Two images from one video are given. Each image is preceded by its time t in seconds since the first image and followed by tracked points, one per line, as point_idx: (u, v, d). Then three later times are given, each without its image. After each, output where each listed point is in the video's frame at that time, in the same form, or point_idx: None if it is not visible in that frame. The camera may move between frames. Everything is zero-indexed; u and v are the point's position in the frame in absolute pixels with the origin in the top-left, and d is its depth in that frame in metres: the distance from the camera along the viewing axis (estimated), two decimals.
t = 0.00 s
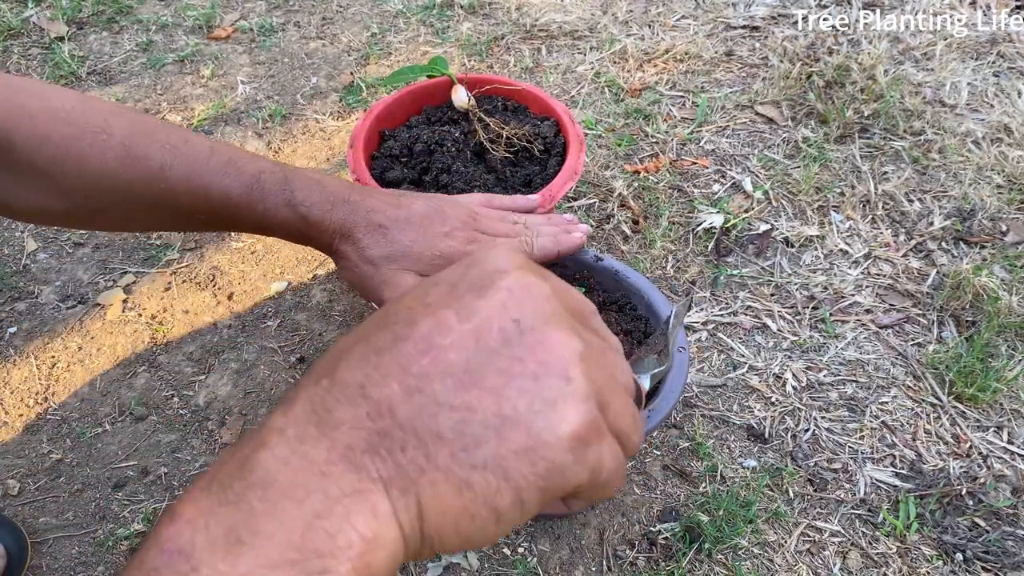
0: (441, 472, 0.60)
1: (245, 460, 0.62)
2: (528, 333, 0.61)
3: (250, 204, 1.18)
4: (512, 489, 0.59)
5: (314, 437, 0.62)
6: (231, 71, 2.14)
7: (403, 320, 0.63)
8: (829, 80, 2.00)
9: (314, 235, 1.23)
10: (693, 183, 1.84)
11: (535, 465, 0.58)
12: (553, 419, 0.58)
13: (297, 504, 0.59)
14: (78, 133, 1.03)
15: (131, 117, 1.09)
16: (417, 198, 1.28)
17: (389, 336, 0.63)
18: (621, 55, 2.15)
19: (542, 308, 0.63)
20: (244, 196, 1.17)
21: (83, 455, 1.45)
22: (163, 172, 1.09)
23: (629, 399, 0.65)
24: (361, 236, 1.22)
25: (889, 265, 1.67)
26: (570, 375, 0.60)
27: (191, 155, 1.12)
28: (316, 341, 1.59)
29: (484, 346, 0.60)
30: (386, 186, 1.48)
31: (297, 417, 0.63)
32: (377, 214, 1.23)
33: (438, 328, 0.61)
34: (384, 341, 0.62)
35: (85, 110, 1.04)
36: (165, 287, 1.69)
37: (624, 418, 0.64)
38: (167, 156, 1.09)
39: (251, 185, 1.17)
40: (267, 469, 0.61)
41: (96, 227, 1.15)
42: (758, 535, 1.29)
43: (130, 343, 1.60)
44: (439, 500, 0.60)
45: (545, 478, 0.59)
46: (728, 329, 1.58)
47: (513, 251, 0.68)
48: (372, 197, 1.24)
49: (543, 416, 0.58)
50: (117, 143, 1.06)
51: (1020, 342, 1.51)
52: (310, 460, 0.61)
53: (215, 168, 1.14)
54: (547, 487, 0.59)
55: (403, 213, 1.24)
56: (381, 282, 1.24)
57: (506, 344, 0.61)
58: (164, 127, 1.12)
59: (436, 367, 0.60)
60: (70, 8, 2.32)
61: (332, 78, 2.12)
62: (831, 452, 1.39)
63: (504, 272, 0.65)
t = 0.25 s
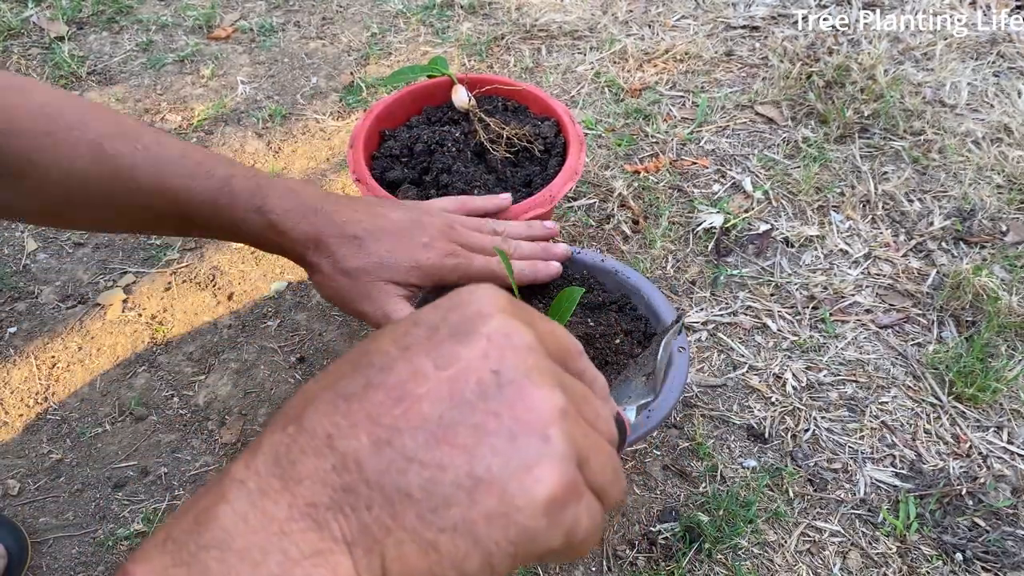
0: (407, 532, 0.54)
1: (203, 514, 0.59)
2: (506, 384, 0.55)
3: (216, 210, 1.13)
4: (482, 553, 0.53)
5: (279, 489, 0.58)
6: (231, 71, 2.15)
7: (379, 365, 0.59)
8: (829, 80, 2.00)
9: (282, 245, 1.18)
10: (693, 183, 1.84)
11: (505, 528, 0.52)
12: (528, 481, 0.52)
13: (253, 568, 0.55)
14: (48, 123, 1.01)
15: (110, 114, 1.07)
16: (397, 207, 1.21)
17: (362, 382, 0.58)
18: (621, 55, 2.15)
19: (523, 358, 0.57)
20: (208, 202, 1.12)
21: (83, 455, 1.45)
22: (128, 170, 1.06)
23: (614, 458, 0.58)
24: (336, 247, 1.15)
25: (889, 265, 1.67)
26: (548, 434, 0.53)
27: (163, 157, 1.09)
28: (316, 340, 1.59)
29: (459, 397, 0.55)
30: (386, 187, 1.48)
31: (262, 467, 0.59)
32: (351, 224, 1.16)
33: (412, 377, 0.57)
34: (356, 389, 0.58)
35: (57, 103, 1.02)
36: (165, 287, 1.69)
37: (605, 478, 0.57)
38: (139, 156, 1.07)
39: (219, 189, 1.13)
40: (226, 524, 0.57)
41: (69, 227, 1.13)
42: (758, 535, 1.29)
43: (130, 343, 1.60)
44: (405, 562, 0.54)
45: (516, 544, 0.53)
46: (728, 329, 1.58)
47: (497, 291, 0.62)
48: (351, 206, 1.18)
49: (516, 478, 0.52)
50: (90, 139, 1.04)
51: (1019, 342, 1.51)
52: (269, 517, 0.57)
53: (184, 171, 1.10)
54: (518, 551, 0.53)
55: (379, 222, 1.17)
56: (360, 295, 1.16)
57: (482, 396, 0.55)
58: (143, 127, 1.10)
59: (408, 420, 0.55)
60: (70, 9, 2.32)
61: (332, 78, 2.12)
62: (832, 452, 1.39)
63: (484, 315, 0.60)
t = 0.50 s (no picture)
0: (407, 523, 0.53)
1: (208, 507, 0.54)
2: (501, 382, 0.54)
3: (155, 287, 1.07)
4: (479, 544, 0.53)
5: (272, 490, 0.53)
6: (231, 71, 2.15)
7: (375, 363, 0.55)
8: (829, 80, 2.00)
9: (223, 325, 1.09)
10: (693, 183, 1.84)
11: (502, 521, 0.52)
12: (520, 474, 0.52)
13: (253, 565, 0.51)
14: None
15: (58, 184, 1.04)
16: (343, 278, 1.07)
17: (359, 378, 0.55)
18: (621, 55, 2.15)
19: (519, 357, 0.55)
20: (148, 277, 1.06)
21: (83, 455, 1.45)
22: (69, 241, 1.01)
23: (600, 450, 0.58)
24: (280, 329, 1.04)
25: (889, 265, 1.67)
26: (542, 431, 0.53)
27: (108, 230, 1.04)
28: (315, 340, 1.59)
29: (457, 394, 0.53)
30: (386, 186, 1.48)
31: (262, 461, 0.54)
32: (294, 302, 1.05)
33: (411, 374, 0.54)
34: (353, 384, 0.54)
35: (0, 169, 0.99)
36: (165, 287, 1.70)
37: (594, 473, 0.57)
38: (82, 230, 1.02)
39: (161, 266, 1.06)
40: (227, 520, 0.53)
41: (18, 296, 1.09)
42: (758, 535, 1.29)
43: (131, 343, 1.60)
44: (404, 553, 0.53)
45: (512, 534, 0.53)
46: (728, 329, 1.58)
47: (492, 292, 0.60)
48: (297, 280, 1.09)
49: (510, 470, 0.52)
50: (34, 210, 1.00)
51: (1019, 342, 1.51)
52: (274, 512, 0.53)
53: (127, 245, 1.05)
54: (514, 540, 0.53)
55: (324, 297, 1.05)
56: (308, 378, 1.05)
57: (478, 395, 0.53)
58: (92, 199, 1.06)
59: (406, 417, 0.52)
60: (70, 9, 2.32)
61: (332, 78, 2.12)
62: (832, 452, 1.39)
63: (478, 315, 0.57)
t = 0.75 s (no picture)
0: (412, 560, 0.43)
1: (206, 533, 0.47)
2: (518, 403, 0.44)
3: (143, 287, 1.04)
4: None
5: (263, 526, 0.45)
6: (231, 71, 2.15)
7: (380, 378, 0.45)
8: (829, 80, 2.00)
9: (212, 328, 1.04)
10: (693, 183, 1.84)
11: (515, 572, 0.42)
12: (534, 505, 0.42)
13: None
14: None
15: (51, 183, 1.05)
16: (340, 282, 1.03)
17: (362, 396, 0.45)
18: (621, 55, 2.15)
19: (536, 373, 0.46)
20: (135, 276, 1.04)
21: (83, 455, 1.45)
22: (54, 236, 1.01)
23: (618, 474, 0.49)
24: (273, 334, 0.99)
25: (889, 265, 1.67)
26: (558, 457, 0.43)
27: (97, 227, 1.04)
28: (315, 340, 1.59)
29: (466, 415, 0.43)
30: (386, 186, 1.48)
31: (261, 482, 0.46)
32: (289, 307, 1.00)
33: (417, 390, 0.44)
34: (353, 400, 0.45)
35: None
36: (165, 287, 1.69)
37: (610, 495, 0.48)
38: (69, 226, 1.02)
39: (149, 265, 1.04)
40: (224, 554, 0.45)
41: (13, 295, 1.09)
42: (759, 535, 1.29)
43: (131, 343, 1.60)
44: None
45: None
46: (728, 329, 1.58)
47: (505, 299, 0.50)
48: (291, 282, 1.04)
49: (525, 502, 0.42)
50: (23, 205, 1.01)
51: (1020, 342, 1.51)
52: (271, 543, 0.44)
53: (115, 243, 1.04)
54: None
55: (318, 301, 1.00)
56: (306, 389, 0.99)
57: (489, 415, 0.43)
58: (84, 200, 1.07)
59: (411, 438, 0.43)
60: (70, 9, 2.32)
61: (332, 78, 2.12)
62: (832, 452, 1.39)
63: (492, 325, 0.47)
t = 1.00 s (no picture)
0: None
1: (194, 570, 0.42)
2: (513, 442, 0.42)
3: (148, 284, 1.03)
4: None
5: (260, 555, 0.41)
6: (231, 71, 2.15)
7: (373, 411, 0.42)
8: (829, 80, 2.00)
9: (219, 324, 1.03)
10: (693, 183, 1.84)
11: None
12: (527, 549, 0.39)
13: None
14: None
15: (52, 176, 1.02)
16: (344, 279, 1.02)
17: (354, 431, 0.42)
18: (621, 54, 2.15)
19: (532, 412, 0.43)
20: (141, 273, 1.03)
21: (83, 454, 1.45)
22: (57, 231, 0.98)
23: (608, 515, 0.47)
24: (280, 331, 0.98)
25: (889, 265, 1.67)
26: (552, 498, 0.41)
27: (100, 223, 1.01)
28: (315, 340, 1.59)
29: (461, 453, 0.41)
30: (386, 186, 1.48)
31: (252, 518, 0.42)
32: (296, 304, 0.99)
33: (410, 427, 0.41)
34: (345, 434, 0.42)
35: None
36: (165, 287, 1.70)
37: (600, 531, 0.46)
38: (73, 222, 1.00)
39: (154, 262, 1.03)
40: None
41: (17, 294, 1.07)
42: (759, 535, 1.29)
43: (131, 343, 1.60)
44: None
45: None
46: (728, 328, 1.58)
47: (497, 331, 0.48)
48: (297, 279, 1.03)
49: (520, 547, 0.39)
50: (26, 200, 0.98)
51: (1020, 342, 1.50)
52: None
53: (120, 240, 1.02)
54: None
55: (324, 300, 0.99)
56: (314, 387, 0.98)
57: (483, 455, 0.41)
58: (88, 193, 1.04)
59: (404, 477, 0.40)
60: (70, 9, 2.32)
61: (332, 78, 2.12)
62: (832, 452, 1.39)
63: (489, 358, 0.45)
